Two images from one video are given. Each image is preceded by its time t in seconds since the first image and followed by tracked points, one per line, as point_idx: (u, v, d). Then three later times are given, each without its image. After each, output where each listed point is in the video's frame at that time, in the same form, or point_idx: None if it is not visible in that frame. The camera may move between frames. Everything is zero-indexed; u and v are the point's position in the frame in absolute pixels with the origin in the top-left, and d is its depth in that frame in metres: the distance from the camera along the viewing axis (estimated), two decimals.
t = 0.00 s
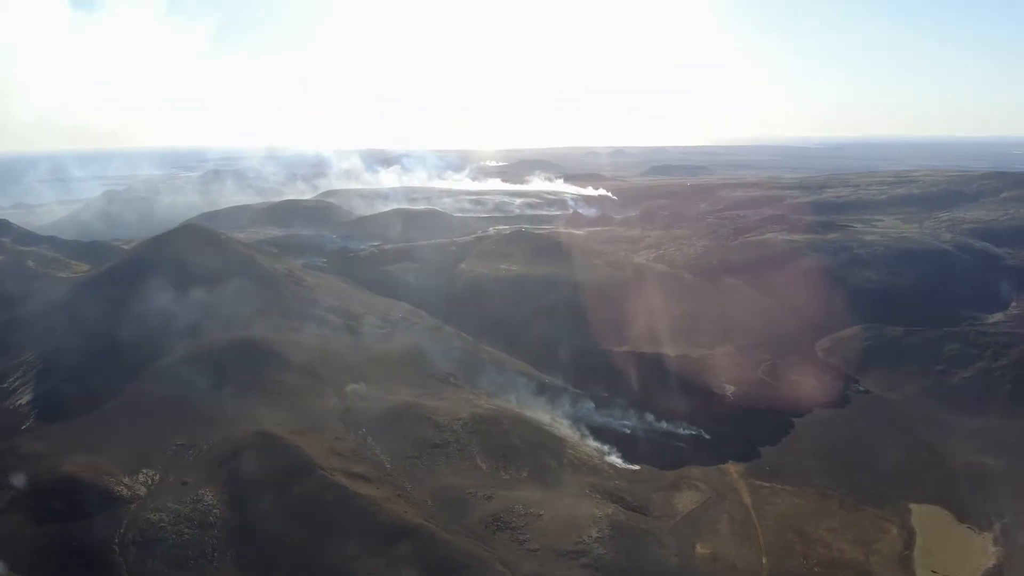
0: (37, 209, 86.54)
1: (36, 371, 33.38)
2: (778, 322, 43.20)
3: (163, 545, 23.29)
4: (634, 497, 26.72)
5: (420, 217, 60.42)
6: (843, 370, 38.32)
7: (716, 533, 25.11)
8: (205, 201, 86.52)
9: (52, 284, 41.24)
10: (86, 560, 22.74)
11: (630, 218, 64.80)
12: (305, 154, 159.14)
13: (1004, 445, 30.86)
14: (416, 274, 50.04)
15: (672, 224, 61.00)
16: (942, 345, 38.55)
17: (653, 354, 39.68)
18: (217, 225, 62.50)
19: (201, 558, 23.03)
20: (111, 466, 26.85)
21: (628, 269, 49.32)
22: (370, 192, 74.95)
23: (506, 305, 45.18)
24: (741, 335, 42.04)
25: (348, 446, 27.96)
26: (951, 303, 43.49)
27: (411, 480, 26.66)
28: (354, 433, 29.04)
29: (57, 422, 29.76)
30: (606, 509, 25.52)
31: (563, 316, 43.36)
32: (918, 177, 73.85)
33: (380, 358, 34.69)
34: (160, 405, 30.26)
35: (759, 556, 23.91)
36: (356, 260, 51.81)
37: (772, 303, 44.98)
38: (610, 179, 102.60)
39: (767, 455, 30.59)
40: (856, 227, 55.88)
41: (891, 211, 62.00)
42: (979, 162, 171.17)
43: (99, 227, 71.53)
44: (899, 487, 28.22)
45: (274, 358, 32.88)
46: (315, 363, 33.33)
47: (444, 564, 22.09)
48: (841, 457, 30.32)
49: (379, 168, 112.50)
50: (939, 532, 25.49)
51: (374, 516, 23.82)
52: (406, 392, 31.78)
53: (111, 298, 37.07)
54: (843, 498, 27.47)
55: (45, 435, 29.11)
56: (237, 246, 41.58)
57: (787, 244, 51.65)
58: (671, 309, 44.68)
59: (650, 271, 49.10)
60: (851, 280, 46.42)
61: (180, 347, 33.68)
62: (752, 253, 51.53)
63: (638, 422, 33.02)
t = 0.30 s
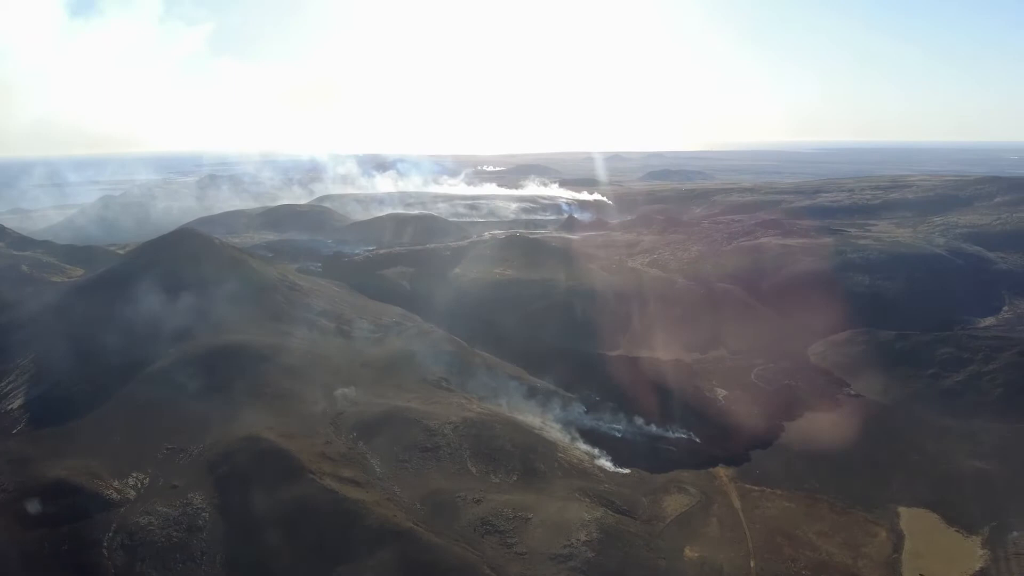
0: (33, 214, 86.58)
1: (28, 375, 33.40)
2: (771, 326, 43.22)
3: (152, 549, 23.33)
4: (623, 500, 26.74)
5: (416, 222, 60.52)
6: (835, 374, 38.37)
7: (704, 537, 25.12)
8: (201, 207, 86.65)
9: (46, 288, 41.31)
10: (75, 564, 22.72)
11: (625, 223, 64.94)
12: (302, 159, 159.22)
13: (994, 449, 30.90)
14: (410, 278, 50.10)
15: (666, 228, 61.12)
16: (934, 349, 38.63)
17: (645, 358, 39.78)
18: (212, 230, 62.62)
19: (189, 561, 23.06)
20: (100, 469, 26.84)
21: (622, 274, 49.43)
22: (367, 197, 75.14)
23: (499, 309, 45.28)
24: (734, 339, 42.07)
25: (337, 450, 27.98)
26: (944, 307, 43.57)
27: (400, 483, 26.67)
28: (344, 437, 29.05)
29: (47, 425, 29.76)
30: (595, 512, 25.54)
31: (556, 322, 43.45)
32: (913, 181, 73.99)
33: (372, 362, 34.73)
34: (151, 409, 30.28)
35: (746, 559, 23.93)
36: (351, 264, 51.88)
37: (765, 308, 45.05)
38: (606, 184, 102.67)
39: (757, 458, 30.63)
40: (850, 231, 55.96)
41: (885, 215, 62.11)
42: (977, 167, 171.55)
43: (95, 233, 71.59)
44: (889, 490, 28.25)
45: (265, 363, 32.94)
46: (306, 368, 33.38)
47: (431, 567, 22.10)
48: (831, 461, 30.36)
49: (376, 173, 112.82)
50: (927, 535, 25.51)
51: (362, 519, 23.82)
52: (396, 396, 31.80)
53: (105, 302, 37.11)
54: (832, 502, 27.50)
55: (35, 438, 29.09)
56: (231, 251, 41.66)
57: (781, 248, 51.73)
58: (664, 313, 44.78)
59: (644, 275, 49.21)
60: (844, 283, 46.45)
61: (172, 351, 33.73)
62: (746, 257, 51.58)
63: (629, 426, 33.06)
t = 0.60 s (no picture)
0: (26, 216, 86.46)
1: (18, 375, 33.30)
2: (763, 327, 43.32)
3: (140, 549, 23.33)
4: (612, 501, 26.80)
5: (410, 224, 60.59)
6: (825, 375, 38.48)
7: (692, 537, 25.18)
8: (195, 209, 86.65)
9: (37, 288, 41.25)
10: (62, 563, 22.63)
11: (619, 225, 65.09)
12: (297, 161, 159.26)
13: (982, 450, 31.06)
14: (403, 279, 50.17)
15: (660, 230, 61.25)
16: (924, 350, 38.77)
17: (637, 360, 39.87)
18: (205, 232, 62.60)
19: (177, 561, 23.09)
20: (89, 469, 26.74)
21: (615, 275, 49.55)
22: (361, 199, 75.20)
23: (491, 311, 45.38)
24: (726, 341, 42.17)
25: (327, 450, 28.03)
26: (935, 308, 43.76)
27: (389, 483, 26.73)
28: (333, 437, 29.09)
29: (36, 424, 29.67)
30: (583, 512, 25.60)
31: (548, 323, 43.54)
32: (906, 183, 74.27)
33: (363, 363, 34.80)
34: (141, 410, 30.26)
35: (734, 559, 23.99)
36: (344, 265, 51.92)
37: (757, 309, 45.16)
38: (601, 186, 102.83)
39: (746, 459, 30.72)
40: (843, 233, 56.15)
41: (878, 217, 62.32)
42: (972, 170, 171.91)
43: (89, 234, 71.53)
44: (877, 490, 28.36)
45: (256, 363, 32.95)
46: (297, 369, 33.43)
47: (419, 567, 22.16)
48: (821, 461, 30.45)
49: (371, 175, 113.00)
50: (914, 535, 25.62)
51: (350, 519, 23.85)
52: (387, 397, 31.86)
53: (96, 302, 37.04)
54: (820, 501, 27.58)
55: (23, 435, 28.89)
56: (222, 252, 41.70)
57: (773, 249, 51.84)
58: (656, 314, 44.86)
59: (636, 276, 49.32)
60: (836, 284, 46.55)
61: (163, 352, 33.71)
62: (738, 258, 51.72)
63: (619, 426, 33.11)
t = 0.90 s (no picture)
0: (20, 213, 86.49)
1: (9, 372, 33.38)
2: (754, 323, 43.49)
3: (129, 543, 23.50)
4: (600, 494, 26.98)
5: (403, 220, 60.66)
6: (814, 370, 38.70)
7: (678, 530, 25.37)
8: (189, 206, 86.69)
9: (29, 285, 41.29)
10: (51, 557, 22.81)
11: (612, 221, 65.21)
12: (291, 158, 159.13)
13: (969, 445, 31.32)
14: (396, 276, 50.24)
15: (652, 226, 61.39)
16: (913, 345, 38.96)
17: (628, 356, 40.05)
18: (199, 229, 62.63)
19: (166, 555, 23.32)
20: (80, 465, 26.90)
21: (607, 272, 49.70)
22: (356, 196, 75.21)
23: (484, 308, 45.53)
24: (716, 337, 42.36)
25: (317, 445, 28.19)
26: (924, 304, 43.95)
27: (379, 478, 26.89)
28: (324, 433, 29.22)
29: (27, 420, 29.72)
30: (571, 505, 25.76)
31: (540, 319, 43.69)
32: (898, 180, 74.48)
33: (354, 359, 34.91)
34: (131, 406, 30.34)
35: (719, 552, 24.18)
36: (337, 262, 51.97)
37: (748, 305, 45.32)
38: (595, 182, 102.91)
39: (735, 453, 30.88)
40: (834, 229, 56.32)
41: (870, 214, 62.49)
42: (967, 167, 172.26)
43: (82, 232, 71.53)
44: (863, 484, 28.57)
45: (247, 359, 33.05)
46: (288, 365, 33.54)
47: (407, 561, 22.35)
48: (809, 456, 30.63)
49: (366, 172, 112.96)
50: (900, 528, 25.80)
51: (339, 513, 24.01)
52: (377, 393, 31.98)
53: (87, 299, 37.08)
54: (807, 495, 27.76)
55: (14, 432, 29.04)
56: (214, 249, 41.72)
57: (765, 245, 51.99)
58: (648, 311, 45.00)
59: (629, 272, 49.45)
60: (827, 279, 46.70)
61: (154, 349, 33.81)
62: (730, 254, 51.88)
63: (608, 421, 33.26)
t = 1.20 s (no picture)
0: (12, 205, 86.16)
1: None
2: (745, 313, 43.62)
3: (118, 533, 23.69)
4: (587, 483, 27.15)
5: (396, 212, 60.61)
6: (804, 360, 38.86)
7: (665, 518, 25.55)
8: (182, 197, 86.48)
9: (19, 276, 41.20)
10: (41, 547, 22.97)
11: (605, 213, 65.22)
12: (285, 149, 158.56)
13: (955, 435, 31.53)
14: (388, 267, 50.25)
15: (645, 218, 61.42)
16: (902, 335, 39.11)
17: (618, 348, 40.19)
18: (191, 221, 62.53)
19: (155, 545, 23.61)
20: (69, 456, 26.99)
21: (598, 263, 49.75)
22: (349, 187, 75.08)
23: (475, 299, 45.60)
24: (707, 328, 42.49)
25: (306, 435, 28.27)
26: (914, 295, 44.12)
27: (367, 468, 27.00)
28: (313, 423, 29.28)
29: (16, 412, 29.73)
30: (558, 494, 25.90)
31: (531, 311, 43.79)
32: (891, 171, 74.56)
33: (344, 351, 34.96)
34: (121, 397, 30.37)
35: (704, 540, 24.35)
36: (329, 253, 51.95)
37: (738, 296, 45.43)
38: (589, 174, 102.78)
39: (722, 442, 31.04)
40: (826, 220, 56.42)
41: (863, 205, 62.59)
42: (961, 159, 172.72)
43: (75, 224, 71.37)
44: (849, 473, 28.77)
45: (236, 350, 33.07)
46: (278, 356, 33.60)
47: (393, 550, 22.50)
48: (796, 445, 30.83)
49: (360, 164, 112.74)
50: (884, 516, 26.01)
51: (327, 502, 24.12)
52: (367, 383, 32.04)
53: (77, 290, 37.00)
54: (794, 484, 27.94)
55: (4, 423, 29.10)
56: (204, 240, 41.63)
57: (756, 236, 52.06)
58: (639, 302, 45.10)
59: (620, 263, 49.50)
60: (818, 270, 46.80)
61: (144, 340, 33.83)
62: (722, 245, 51.94)
63: (597, 410, 33.39)
